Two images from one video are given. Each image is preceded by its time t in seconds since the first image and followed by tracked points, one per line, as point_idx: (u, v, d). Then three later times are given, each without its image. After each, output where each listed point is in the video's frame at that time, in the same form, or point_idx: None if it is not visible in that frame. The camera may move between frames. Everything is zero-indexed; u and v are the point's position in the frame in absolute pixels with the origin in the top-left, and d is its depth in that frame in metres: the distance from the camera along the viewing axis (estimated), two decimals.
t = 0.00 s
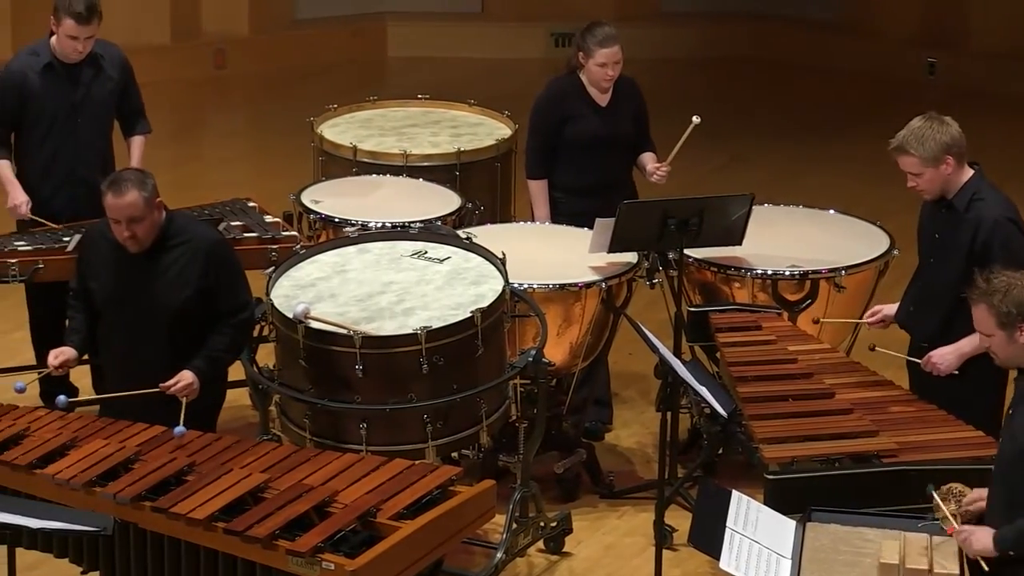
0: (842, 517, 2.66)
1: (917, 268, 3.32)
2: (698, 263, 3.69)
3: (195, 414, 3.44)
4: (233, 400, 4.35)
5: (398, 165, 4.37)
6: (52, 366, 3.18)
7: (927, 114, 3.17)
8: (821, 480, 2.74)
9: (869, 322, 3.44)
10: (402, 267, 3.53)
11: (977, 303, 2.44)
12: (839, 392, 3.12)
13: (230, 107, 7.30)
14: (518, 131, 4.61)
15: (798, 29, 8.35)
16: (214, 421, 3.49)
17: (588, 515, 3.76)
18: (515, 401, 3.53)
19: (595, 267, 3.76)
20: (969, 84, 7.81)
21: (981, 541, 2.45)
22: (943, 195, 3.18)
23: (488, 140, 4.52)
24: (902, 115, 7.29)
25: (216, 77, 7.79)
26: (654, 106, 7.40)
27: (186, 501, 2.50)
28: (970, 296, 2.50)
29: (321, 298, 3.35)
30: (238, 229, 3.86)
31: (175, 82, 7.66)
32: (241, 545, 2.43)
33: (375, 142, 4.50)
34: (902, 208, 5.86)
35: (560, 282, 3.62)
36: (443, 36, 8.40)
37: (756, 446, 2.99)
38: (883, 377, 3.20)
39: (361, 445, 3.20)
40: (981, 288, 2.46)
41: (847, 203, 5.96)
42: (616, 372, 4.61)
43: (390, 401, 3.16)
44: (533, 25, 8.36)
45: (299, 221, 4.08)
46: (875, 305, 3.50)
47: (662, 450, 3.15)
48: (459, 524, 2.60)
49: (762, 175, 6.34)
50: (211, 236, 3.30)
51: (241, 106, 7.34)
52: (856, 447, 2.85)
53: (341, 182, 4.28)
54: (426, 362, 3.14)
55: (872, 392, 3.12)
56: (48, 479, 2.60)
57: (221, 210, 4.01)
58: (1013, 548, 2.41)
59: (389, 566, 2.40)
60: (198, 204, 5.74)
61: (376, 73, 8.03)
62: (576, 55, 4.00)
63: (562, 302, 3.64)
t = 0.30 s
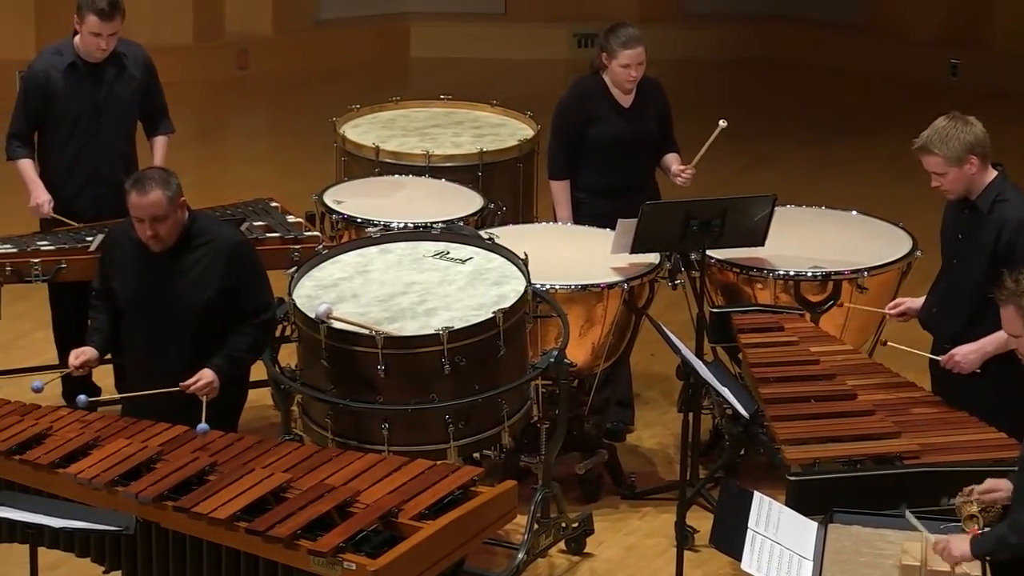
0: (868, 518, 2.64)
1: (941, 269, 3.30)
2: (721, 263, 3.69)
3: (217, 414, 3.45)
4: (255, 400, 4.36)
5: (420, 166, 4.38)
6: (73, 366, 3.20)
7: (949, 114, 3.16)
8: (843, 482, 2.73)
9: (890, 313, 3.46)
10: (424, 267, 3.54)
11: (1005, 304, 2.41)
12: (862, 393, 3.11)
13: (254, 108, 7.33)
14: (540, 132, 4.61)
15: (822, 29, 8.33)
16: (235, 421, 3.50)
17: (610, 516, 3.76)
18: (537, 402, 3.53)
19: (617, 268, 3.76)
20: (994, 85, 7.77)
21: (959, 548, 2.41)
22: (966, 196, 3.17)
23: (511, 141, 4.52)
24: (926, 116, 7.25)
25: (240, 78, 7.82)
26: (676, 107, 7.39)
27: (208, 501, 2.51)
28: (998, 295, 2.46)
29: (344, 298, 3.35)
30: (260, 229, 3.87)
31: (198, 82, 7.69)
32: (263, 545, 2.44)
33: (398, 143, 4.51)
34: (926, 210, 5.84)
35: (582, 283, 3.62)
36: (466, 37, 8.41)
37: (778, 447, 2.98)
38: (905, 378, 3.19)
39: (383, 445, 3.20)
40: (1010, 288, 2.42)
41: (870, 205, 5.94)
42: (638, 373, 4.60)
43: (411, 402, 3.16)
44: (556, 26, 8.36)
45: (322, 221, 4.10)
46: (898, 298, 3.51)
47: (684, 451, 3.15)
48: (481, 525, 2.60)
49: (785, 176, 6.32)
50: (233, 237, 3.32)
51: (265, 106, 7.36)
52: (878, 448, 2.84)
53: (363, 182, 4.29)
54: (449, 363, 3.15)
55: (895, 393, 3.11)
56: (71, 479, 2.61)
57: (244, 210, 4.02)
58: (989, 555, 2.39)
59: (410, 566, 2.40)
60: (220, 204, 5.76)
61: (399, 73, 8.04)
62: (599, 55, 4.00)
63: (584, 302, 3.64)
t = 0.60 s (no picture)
0: (885, 519, 2.62)
1: (959, 270, 3.29)
2: (739, 264, 3.68)
3: (235, 414, 3.46)
4: (273, 399, 4.37)
5: (439, 166, 4.38)
6: (87, 368, 3.22)
7: (966, 116, 3.15)
8: (860, 484, 2.72)
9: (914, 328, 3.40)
10: (442, 267, 3.54)
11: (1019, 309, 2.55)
12: (880, 394, 3.10)
13: (272, 108, 7.35)
14: (559, 132, 4.61)
15: (841, 29, 8.30)
16: (252, 421, 3.51)
17: (628, 517, 3.76)
18: (554, 403, 3.52)
19: (636, 269, 3.76)
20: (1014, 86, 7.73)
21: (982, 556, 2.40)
22: (985, 197, 3.16)
23: (529, 141, 4.52)
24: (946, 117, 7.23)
25: (258, 78, 7.84)
26: (694, 107, 7.38)
27: (226, 501, 2.52)
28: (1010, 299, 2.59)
29: (362, 298, 3.36)
30: (279, 229, 3.88)
31: (217, 82, 7.71)
32: (281, 545, 2.44)
33: (417, 143, 4.51)
34: (945, 211, 5.82)
35: (600, 284, 3.62)
36: (484, 37, 8.42)
37: (796, 448, 2.98)
38: (923, 380, 3.17)
39: (401, 445, 3.21)
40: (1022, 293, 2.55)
41: (888, 206, 5.92)
42: (655, 374, 4.60)
43: (429, 402, 3.17)
44: (574, 26, 8.36)
45: (339, 221, 4.10)
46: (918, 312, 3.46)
47: (702, 451, 3.14)
48: (498, 525, 2.60)
49: (804, 177, 6.31)
50: (251, 237, 3.33)
51: (283, 107, 7.38)
52: (897, 449, 2.83)
53: (381, 182, 4.30)
54: (466, 363, 3.15)
55: (913, 394, 3.10)
56: (89, 478, 2.63)
57: (262, 210, 4.03)
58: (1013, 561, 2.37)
59: (427, 566, 2.41)
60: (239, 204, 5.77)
61: (417, 73, 8.05)
62: (619, 56, 4.00)
63: (603, 303, 3.64)
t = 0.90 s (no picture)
0: (907, 522, 2.56)
1: (984, 272, 3.27)
2: (763, 265, 3.67)
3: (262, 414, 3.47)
4: (296, 399, 4.39)
5: (463, 166, 4.39)
6: (110, 343, 3.25)
7: (987, 119, 3.16)
8: (883, 485, 2.71)
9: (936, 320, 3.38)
10: (467, 267, 3.55)
11: None
12: (904, 395, 3.09)
13: (298, 108, 7.37)
14: (583, 133, 4.61)
15: (868, 28, 8.27)
16: (277, 421, 3.52)
17: (651, 518, 3.75)
18: (578, 403, 3.53)
19: (659, 269, 3.75)
20: None
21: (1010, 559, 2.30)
22: (1009, 199, 3.15)
23: (554, 142, 4.52)
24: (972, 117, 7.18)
25: (283, 78, 7.86)
26: (719, 107, 7.37)
27: (249, 500, 2.53)
28: None
29: (386, 299, 3.37)
30: (303, 229, 3.89)
31: (242, 82, 7.74)
32: (305, 544, 2.46)
33: (441, 143, 4.52)
34: (971, 213, 5.79)
35: (624, 284, 3.62)
36: (509, 36, 8.42)
37: (820, 450, 2.97)
38: (948, 381, 3.16)
39: (424, 445, 3.21)
40: None
41: (914, 207, 5.89)
42: (679, 375, 4.59)
43: (453, 402, 3.18)
44: (599, 27, 8.37)
45: (364, 222, 4.12)
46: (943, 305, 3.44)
47: (725, 452, 3.15)
48: (522, 526, 2.61)
49: (830, 179, 6.28)
50: (271, 233, 3.35)
51: (309, 107, 7.41)
52: (921, 451, 2.82)
53: (405, 182, 4.31)
54: (491, 363, 3.16)
55: (938, 395, 3.09)
56: (113, 478, 2.64)
57: (287, 210, 4.05)
58: None
59: (451, 567, 2.41)
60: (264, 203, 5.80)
61: (442, 74, 8.06)
62: (643, 56, 4.00)
63: (627, 304, 3.64)
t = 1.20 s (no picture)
0: (934, 522, 2.55)
1: (1011, 272, 3.26)
2: (790, 266, 3.67)
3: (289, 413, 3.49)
4: (322, 399, 4.41)
5: (489, 167, 4.40)
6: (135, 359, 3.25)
7: (1015, 120, 3.13)
8: (908, 486, 2.69)
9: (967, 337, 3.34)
10: (492, 268, 3.56)
11: None
12: (931, 397, 3.07)
13: (325, 108, 7.40)
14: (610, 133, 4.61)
15: (897, 28, 8.23)
16: (304, 422, 3.54)
17: (677, 519, 3.75)
18: (604, 404, 3.53)
19: (685, 270, 3.75)
20: None
21: None
22: None
23: (581, 143, 4.53)
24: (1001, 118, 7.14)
25: (310, 78, 7.88)
26: (745, 108, 7.35)
27: (275, 500, 2.54)
28: None
29: (412, 299, 3.38)
30: (329, 229, 3.91)
31: (269, 82, 7.77)
32: (330, 544, 2.47)
33: (468, 144, 4.53)
34: (999, 215, 5.76)
35: (650, 285, 3.62)
36: (535, 37, 8.43)
37: (845, 451, 2.96)
38: (975, 383, 3.14)
39: (450, 445, 3.22)
40: None
41: (941, 208, 5.86)
42: (705, 376, 4.58)
43: (479, 402, 3.19)
44: (625, 27, 8.37)
45: (390, 222, 4.13)
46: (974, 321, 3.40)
47: (751, 453, 3.14)
48: (547, 527, 2.61)
49: (857, 180, 6.25)
50: (290, 228, 3.37)
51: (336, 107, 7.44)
52: (947, 452, 2.81)
53: (432, 182, 4.32)
54: (516, 363, 3.17)
55: (965, 397, 3.08)
56: (139, 477, 2.66)
57: (313, 210, 4.06)
58: None
59: (476, 567, 2.42)
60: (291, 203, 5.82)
61: (468, 74, 8.07)
62: (670, 57, 4.00)
63: (652, 304, 3.64)
